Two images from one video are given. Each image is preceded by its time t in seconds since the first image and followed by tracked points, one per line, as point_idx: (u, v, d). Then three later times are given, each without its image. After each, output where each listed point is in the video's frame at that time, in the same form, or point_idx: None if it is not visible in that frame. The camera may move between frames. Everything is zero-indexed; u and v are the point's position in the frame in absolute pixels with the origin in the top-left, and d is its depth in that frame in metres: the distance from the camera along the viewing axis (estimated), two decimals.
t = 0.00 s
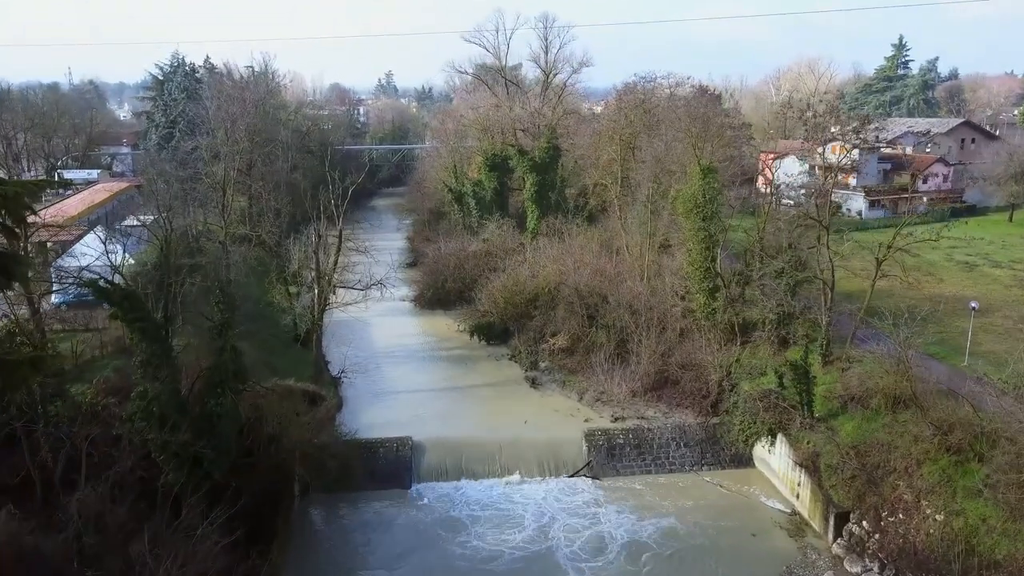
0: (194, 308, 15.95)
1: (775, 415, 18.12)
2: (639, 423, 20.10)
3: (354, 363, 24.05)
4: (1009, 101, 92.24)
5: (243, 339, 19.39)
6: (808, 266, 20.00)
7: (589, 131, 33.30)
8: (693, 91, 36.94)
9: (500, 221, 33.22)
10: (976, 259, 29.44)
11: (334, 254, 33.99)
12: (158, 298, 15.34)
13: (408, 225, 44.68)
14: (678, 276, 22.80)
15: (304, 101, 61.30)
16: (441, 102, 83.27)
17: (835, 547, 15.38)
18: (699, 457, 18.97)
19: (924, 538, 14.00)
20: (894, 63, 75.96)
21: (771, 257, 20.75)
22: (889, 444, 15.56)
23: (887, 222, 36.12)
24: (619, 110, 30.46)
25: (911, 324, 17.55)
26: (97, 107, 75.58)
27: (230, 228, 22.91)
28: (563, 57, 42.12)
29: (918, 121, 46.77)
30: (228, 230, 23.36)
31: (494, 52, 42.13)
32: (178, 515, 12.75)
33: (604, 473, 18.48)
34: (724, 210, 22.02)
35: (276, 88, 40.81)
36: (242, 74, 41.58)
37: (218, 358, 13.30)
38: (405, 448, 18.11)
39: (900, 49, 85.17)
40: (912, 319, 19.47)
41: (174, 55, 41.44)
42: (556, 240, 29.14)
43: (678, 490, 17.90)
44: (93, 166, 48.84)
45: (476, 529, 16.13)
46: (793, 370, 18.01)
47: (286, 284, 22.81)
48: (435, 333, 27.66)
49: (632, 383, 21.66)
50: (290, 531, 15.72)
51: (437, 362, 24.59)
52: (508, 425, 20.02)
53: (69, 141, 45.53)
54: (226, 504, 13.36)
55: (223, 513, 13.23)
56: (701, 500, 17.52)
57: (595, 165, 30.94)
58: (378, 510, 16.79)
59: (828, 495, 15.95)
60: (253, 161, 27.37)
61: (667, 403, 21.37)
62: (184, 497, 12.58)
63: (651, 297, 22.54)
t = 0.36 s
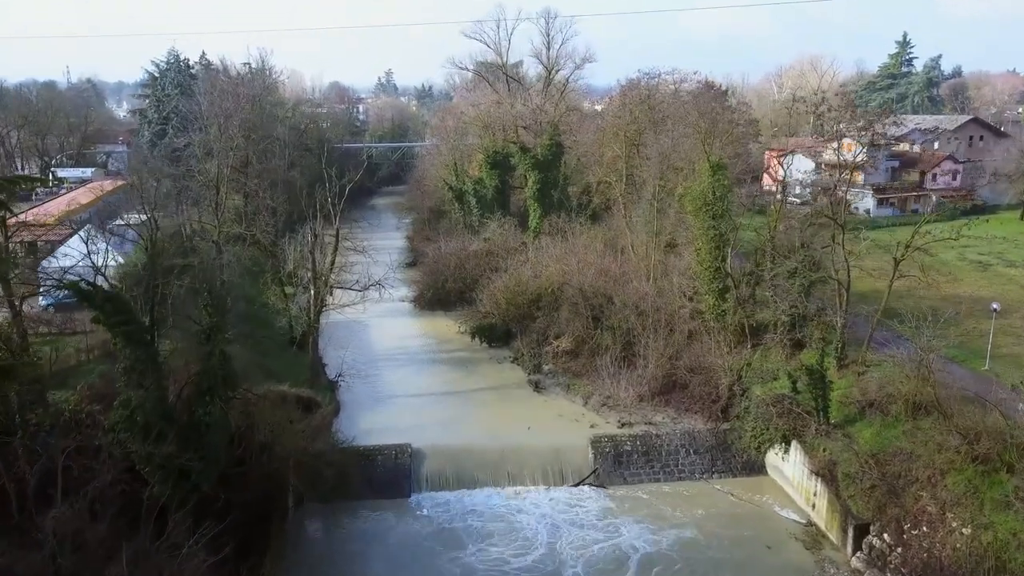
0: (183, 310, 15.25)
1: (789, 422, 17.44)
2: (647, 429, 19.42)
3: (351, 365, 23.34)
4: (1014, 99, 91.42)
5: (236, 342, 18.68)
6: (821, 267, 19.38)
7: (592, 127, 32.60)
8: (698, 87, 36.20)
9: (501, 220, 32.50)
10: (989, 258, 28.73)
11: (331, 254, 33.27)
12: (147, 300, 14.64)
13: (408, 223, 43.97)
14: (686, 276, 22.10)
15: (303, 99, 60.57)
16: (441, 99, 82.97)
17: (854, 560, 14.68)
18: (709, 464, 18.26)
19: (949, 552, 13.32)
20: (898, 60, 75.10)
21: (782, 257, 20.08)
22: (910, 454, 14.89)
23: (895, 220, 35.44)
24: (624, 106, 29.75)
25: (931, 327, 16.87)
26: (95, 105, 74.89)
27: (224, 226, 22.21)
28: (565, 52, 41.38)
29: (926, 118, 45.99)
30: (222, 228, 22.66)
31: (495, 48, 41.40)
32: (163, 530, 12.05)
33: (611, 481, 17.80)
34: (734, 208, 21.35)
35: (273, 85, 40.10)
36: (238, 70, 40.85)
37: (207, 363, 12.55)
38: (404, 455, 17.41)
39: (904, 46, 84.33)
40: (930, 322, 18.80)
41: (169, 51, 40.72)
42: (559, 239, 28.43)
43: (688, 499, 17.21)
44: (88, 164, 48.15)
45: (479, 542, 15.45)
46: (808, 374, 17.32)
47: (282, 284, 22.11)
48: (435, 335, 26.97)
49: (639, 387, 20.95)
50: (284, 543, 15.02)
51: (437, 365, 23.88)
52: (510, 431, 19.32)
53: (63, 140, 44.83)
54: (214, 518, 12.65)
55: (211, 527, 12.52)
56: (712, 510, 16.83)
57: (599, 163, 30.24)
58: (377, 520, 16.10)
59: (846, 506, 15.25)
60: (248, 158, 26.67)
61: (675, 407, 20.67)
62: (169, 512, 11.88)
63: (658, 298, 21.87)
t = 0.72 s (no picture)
0: (167, 311, 14.55)
1: (801, 428, 16.73)
2: (653, 435, 18.70)
3: (346, 367, 22.62)
4: (1019, 96, 90.57)
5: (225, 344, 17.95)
6: (833, 266, 18.67)
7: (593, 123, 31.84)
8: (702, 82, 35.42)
9: (501, 218, 31.76)
10: (1002, 257, 27.98)
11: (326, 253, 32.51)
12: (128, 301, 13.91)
13: (406, 222, 43.23)
14: (692, 275, 21.39)
15: (300, 96, 59.79)
16: (441, 97, 82.14)
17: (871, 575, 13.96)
18: (717, 471, 17.54)
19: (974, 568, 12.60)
20: (902, 57, 74.37)
21: (793, 255, 19.37)
22: (932, 463, 14.16)
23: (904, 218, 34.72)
24: (626, 101, 29.02)
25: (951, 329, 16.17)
26: (91, 103, 74.17)
27: (214, 224, 21.49)
28: (566, 48, 40.61)
29: (932, 114, 45.24)
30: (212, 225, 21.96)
31: (495, 43, 40.62)
32: (141, 546, 11.31)
33: (616, 489, 17.09)
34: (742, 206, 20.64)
35: (269, 80, 39.36)
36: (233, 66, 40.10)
37: (187, 369, 11.79)
38: (399, 463, 16.70)
39: (908, 43, 83.51)
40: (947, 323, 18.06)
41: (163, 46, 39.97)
42: (560, 238, 27.68)
43: (696, 509, 16.48)
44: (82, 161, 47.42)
45: (478, 555, 14.72)
46: (821, 378, 16.62)
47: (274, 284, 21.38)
48: (433, 336, 26.25)
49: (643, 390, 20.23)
50: (273, 556, 14.29)
51: (435, 367, 23.16)
52: (511, 436, 18.61)
53: (56, 137, 44.15)
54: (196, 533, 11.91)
55: (193, 543, 11.78)
56: (721, 520, 16.10)
57: (601, 160, 29.50)
58: (370, 531, 15.37)
59: (863, 516, 14.52)
60: (241, 154, 25.94)
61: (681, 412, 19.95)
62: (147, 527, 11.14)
63: (663, 298, 21.17)
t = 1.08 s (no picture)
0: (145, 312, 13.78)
1: (812, 434, 15.97)
2: (656, 441, 17.96)
3: (339, 369, 21.88)
4: (1023, 94, 89.88)
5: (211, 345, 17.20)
6: (845, 266, 17.92)
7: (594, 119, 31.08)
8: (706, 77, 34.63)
9: (500, 215, 31.01)
10: (1014, 256, 27.24)
11: (321, 251, 31.73)
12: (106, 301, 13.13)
13: (403, 220, 42.46)
14: (696, 275, 20.63)
15: (297, 93, 59.06)
16: (440, 95, 81.36)
17: None
18: (723, 479, 16.79)
19: None
20: (906, 54, 73.69)
21: (802, 253, 18.63)
22: (954, 473, 13.41)
23: (911, 216, 34.01)
24: (628, 96, 28.27)
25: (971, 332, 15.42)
26: (85, 99, 73.45)
27: (201, 221, 20.73)
28: (566, 42, 39.83)
29: (939, 111, 44.51)
30: (200, 223, 21.19)
31: (494, 38, 39.88)
32: (112, 565, 10.55)
33: (619, 498, 16.34)
34: (748, 202, 19.88)
35: (262, 76, 38.60)
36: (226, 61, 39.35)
37: (162, 375, 10.84)
38: (392, 470, 15.97)
39: (911, 40, 82.81)
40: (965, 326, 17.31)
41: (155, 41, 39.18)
42: (560, 236, 26.93)
43: (702, 519, 15.74)
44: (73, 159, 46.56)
45: (475, 569, 13.98)
46: (833, 382, 15.88)
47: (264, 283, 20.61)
48: (429, 337, 25.50)
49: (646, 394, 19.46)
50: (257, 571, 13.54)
51: (431, 369, 22.41)
52: (508, 441, 17.88)
53: (48, 134, 43.42)
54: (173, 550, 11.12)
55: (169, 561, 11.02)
56: (729, 531, 15.33)
57: (602, 156, 28.73)
58: (360, 543, 14.62)
59: (880, 529, 13.76)
60: (231, 150, 25.19)
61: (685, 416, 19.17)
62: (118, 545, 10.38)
63: (666, 297, 20.41)
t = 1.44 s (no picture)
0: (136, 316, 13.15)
1: (838, 448, 15.10)
2: (672, 453, 17.14)
3: (343, 374, 21.21)
4: None
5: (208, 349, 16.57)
6: (873, 270, 17.01)
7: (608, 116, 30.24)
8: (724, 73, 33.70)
9: (511, 215, 30.26)
10: None
11: (328, 251, 31.10)
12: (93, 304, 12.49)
13: (413, 220, 41.80)
14: (715, 278, 19.77)
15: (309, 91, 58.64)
16: (454, 94, 80.73)
17: None
18: (742, 493, 15.94)
19: None
20: (929, 52, 72.18)
21: (826, 255, 17.76)
22: (993, 494, 12.53)
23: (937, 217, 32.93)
24: (644, 92, 27.42)
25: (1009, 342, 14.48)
26: (99, 98, 73.51)
27: (202, 220, 20.13)
28: (580, 39, 38.99)
29: (964, 109, 43.31)
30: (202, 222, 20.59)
31: (507, 34, 39.11)
32: None
33: (633, 513, 15.54)
34: (769, 202, 19.01)
35: (272, 73, 38.08)
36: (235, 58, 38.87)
37: (146, 384, 10.19)
38: (394, 482, 15.25)
39: (934, 38, 81.25)
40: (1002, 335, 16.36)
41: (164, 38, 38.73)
42: (572, 236, 26.13)
43: (721, 537, 14.92)
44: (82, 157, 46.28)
45: None
46: (860, 394, 15.00)
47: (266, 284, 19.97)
48: (438, 340, 24.77)
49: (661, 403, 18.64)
50: None
51: (438, 374, 21.69)
52: (517, 452, 17.13)
53: (58, 131, 43.13)
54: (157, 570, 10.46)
55: None
56: (749, 550, 14.50)
57: (616, 154, 27.90)
58: (360, 559, 13.92)
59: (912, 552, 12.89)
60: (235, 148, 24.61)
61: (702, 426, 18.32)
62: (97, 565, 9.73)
63: (683, 301, 19.57)
